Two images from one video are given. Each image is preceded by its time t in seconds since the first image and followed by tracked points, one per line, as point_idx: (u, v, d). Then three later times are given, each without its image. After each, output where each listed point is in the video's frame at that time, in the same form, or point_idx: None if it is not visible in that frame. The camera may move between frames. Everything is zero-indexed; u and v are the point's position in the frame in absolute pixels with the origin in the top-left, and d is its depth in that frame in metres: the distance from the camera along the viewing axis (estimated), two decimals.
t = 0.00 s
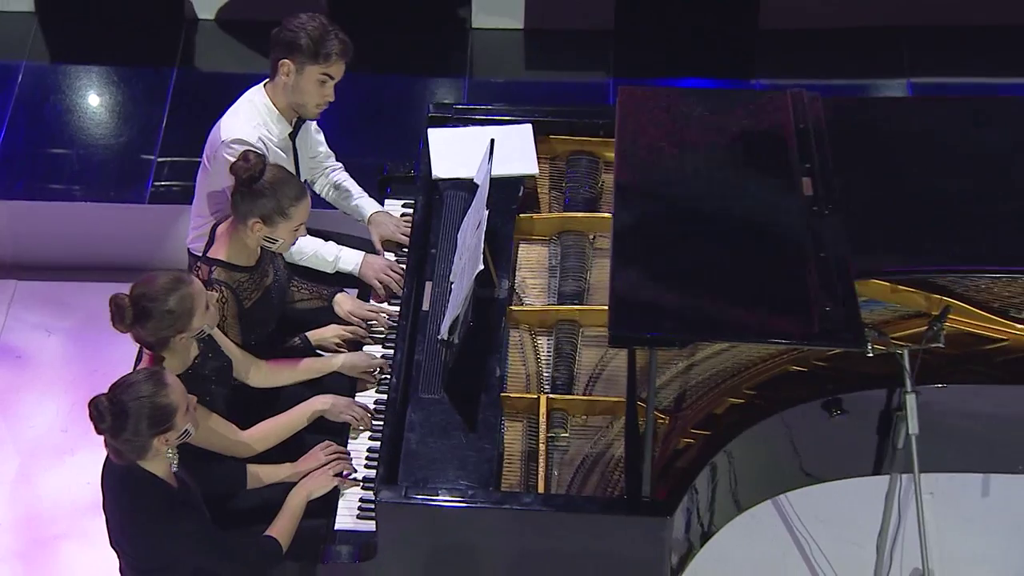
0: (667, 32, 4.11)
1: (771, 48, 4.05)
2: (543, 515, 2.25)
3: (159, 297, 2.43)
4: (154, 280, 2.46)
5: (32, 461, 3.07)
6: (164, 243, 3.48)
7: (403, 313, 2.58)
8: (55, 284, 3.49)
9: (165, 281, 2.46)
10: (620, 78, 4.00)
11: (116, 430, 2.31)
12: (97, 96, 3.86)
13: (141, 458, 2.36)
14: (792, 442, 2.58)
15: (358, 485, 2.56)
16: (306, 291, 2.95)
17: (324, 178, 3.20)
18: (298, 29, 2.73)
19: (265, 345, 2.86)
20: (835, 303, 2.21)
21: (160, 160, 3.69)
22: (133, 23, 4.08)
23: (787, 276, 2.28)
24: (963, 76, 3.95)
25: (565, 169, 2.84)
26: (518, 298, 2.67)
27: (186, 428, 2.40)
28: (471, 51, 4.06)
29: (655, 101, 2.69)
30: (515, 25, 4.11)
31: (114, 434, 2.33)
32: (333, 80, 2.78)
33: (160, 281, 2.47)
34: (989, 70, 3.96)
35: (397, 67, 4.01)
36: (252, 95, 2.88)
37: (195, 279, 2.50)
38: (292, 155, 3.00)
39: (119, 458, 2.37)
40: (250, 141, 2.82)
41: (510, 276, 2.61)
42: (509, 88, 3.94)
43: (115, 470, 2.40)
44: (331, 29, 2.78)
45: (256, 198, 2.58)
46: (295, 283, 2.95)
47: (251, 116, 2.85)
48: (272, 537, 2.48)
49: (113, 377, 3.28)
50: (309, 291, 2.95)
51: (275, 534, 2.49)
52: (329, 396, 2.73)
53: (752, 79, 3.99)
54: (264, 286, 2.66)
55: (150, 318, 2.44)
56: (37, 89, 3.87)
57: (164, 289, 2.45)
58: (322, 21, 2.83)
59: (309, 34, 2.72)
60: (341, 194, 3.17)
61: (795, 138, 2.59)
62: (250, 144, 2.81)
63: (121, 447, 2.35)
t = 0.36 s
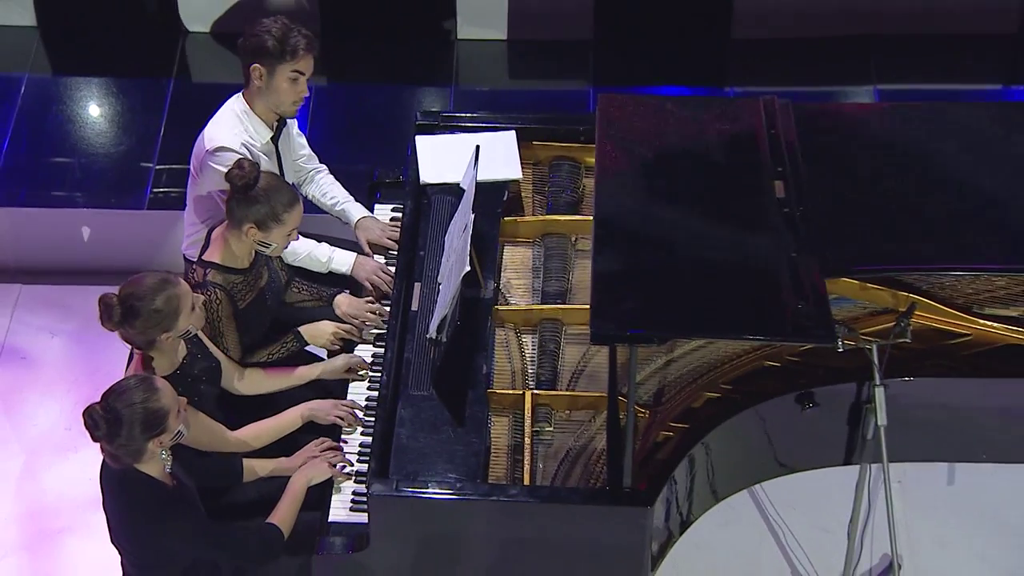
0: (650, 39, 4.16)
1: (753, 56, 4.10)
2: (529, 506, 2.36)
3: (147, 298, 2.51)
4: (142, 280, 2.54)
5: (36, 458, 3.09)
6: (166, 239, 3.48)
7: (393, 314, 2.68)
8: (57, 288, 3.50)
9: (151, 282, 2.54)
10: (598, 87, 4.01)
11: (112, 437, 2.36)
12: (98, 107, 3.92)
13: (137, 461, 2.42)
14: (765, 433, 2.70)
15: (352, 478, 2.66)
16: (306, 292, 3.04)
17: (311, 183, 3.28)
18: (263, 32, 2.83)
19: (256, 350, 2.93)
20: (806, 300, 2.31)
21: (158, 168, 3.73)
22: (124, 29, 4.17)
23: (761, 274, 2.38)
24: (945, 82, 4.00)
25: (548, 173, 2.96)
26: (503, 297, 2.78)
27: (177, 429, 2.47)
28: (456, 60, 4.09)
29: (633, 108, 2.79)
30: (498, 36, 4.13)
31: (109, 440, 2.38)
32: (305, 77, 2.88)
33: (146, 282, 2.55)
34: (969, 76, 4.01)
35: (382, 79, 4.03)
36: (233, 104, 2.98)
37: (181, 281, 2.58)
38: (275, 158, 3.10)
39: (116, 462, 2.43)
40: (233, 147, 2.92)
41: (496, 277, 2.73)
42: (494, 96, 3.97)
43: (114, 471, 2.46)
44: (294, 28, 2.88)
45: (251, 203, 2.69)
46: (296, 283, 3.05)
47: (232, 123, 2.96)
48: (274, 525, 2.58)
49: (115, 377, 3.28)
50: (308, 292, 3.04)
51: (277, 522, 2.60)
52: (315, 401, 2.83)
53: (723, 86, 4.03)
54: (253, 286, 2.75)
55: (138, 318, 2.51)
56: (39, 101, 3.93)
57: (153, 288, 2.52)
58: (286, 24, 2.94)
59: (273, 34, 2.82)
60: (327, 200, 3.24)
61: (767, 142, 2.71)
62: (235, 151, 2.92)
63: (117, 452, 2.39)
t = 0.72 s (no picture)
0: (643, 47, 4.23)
1: (744, 64, 4.18)
2: (523, 497, 2.47)
3: (151, 300, 2.60)
4: (146, 282, 2.64)
5: (49, 453, 3.17)
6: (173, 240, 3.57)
7: (392, 314, 2.79)
8: (69, 289, 3.59)
9: (155, 286, 2.63)
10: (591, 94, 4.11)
11: (120, 437, 2.45)
12: (108, 115, 3.97)
13: (144, 460, 2.51)
14: (751, 428, 2.81)
15: (354, 473, 2.77)
16: (319, 292, 3.13)
17: (303, 187, 3.37)
18: (237, 41, 2.94)
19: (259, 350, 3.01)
20: (789, 300, 2.42)
21: (166, 174, 3.78)
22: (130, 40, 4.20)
23: (745, 275, 2.49)
24: (930, 90, 4.08)
25: (541, 178, 3.07)
26: (498, 297, 2.89)
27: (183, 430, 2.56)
28: (451, 69, 4.17)
29: (621, 115, 2.91)
30: (493, 45, 4.22)
31: (117, 440, 2.47)
32: (285, 73, 2.97)
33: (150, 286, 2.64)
34: (954, 84, 4.09)
35: (380, 86, 4.11)
36: (226, 114, 3.09)
37: (183, 283, 2.66)
38: (272, 163, 3.21)
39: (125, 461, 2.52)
40: (232, 153, 3.02)
41: (491, 278, 2.82)
42: (487, 104, 4.07)
43: (122, 470, 2.54)
44: (266, 31, 2.98)
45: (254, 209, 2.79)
46: (308, 284, 3.13)
47: (228, 131, 3.06)
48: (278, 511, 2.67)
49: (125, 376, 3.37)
50: (320, 292, 3.13)
51: (282, 507, 2.69)
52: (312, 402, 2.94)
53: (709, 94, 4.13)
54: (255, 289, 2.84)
55: (142, 318, 2.61)
56: (52, 109, 3.98)
57: (157, 292, 2.62)
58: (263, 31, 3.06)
59: (246, 40, 2.93)
60: (321, 206, 3.34)
61: (751, 148, 2.82)
62: (235, 157, 3.02)
63: (126, 452, 2.48)
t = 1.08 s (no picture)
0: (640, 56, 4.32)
1: (737, 72, 4.29)
2: (521, 489, 2.59)
3: (172, 301, 2.71)
4: (167, 284, 2.73)
5: (67, 446, 3.22)
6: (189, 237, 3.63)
7: (396, 313, 2.91)
8: (86, 289, 3.66)
9: (175, 287, 2.73)
10: (586, 102, 4.20)
11: (138, 432, 2.52)
12: (124, 123, 4.00)
13: (159, 453, 2.59)
14: (741, 422, 2.92)
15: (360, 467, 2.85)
16: (338, 285, 3.25)
17: (308, 190, 3.47)
18: (232, 52, 3.06)
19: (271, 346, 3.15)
20: (777, 298, 2.52)
21: (179, 179, 3.82)
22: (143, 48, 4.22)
23: (735, 275, 2.59)
24: (918, 97, 4.19)
25: (538, 183, 3.19)
26: (498, 297, 3.01)
27: (199, 426, 2.63)
28: (453, 77, 4.26)
29: (615, 123, 3.03)
30: (491, 56, 4.31)
31: (135, 435, 2.55)
32: (281, 76, 3.07)
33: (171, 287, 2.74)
34: (940, 91, 4.20)
35: (383, 93, 4.19)
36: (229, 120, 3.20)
37: (203, 286, 2.77)
38: (276, 166, 3.30)
39: (140, 454, 2.60)
40: (238, 157, 3.13)
41: (491, 278, 2.95)
42: (488, 111, 4.16)
43: (137, 463, 2.63)
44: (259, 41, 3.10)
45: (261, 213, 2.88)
46: (327, 278, 3.26)
47: (233, 136, 3.17)
48: (283, 502, 2.80)
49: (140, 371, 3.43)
50: (338, 285, 3.25)
51: (287, 499, 2.81)
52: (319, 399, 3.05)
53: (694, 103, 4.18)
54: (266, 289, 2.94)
55: (163, 318, 2.71)
56: (69, 117, 4.02)
57: (177, 292, 2.73)
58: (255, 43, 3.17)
59: (240, 49, 3.05)
60: (327, 208, 3.44)
61: (740, 154, 2.94)
62: (241, 162, 3.13)
63: (143, 447, 2.57)
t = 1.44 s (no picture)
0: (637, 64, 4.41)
1: (732, 80, 4.39)
2: (521, 481, 2.70)
3: (205, 301, 2.81)
4: (200, 285, 2.83)
5: (85, 440, 3.32)
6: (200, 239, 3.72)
7: (399, 312, 3.02)
8: (103, 290, 3.76)
9: (208, 288, 2.83)
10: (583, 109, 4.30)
11: (163, 421, 2.64)
12: (139, 129, 4.13)
13: (179, 445, 2.70)
14: (731, 417, 3.05)
15: (364, 459, 2.98)
16: (343, 285, 3.37)
17: (316, 192, 3.60)
18: (235, 63, 3.17)
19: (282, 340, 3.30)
20: (765, 299, 2.63)
21: (192, 183, 3.95)
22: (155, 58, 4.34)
23: (725, 276, 2.71)
24: (904, 106, 4.28)
25: (536, 188, 3.31)
26: (498, 297, 3.13)
27: (221, 424, 2.74)
28: (455, 86, 4.35)
29: (611, 129, 3.15)
30: (492, 64, 4.40)
31: (160, 424, 2.67)
32: (284, 84, 3.18)
33: (203, 288, 2.84)
34: (927, 99, 4.29)
35: (387, 100, 4.31)
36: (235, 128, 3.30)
37: (235, 289, 2.88)
38: (282, 170, 3.42)
39: (162, 443, 2.72)
40: (246, 163, 3.23)
41: (491, 279, 3.08)
42: (488, 119, 4.25)
43: (157, 451, 2.74)
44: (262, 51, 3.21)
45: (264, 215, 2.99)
46: (333, 279, 3.38)
47: (240, 144, 3.27)
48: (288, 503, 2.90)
49: (155, 367, 3.53)
50: (344, 285, 3.37)
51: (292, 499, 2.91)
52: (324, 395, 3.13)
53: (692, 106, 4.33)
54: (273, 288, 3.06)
55: (195, 316, 2.81)
56: (86, 124, 4.13)
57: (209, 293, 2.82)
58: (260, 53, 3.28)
59: (243, 60, 3.16)
60: (335, 211, 3.57)
61: (731, 160, 3.06)
62: (247, 167, 3.22)
63: (165, 436, 2.68)
